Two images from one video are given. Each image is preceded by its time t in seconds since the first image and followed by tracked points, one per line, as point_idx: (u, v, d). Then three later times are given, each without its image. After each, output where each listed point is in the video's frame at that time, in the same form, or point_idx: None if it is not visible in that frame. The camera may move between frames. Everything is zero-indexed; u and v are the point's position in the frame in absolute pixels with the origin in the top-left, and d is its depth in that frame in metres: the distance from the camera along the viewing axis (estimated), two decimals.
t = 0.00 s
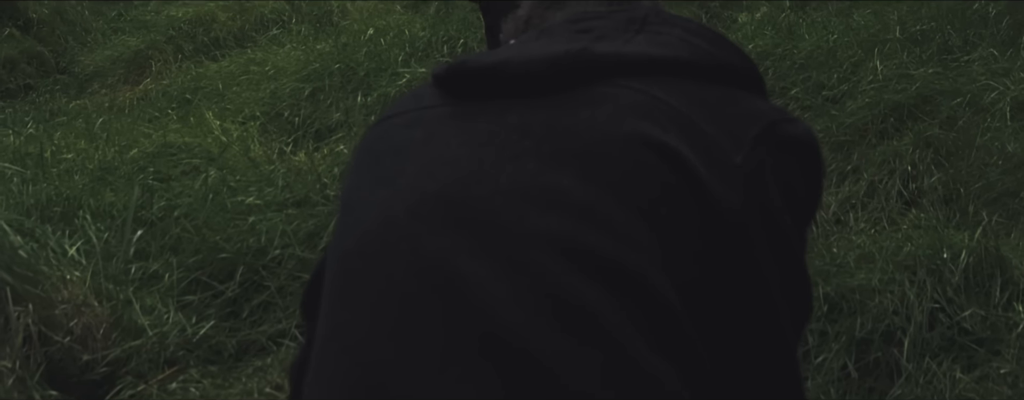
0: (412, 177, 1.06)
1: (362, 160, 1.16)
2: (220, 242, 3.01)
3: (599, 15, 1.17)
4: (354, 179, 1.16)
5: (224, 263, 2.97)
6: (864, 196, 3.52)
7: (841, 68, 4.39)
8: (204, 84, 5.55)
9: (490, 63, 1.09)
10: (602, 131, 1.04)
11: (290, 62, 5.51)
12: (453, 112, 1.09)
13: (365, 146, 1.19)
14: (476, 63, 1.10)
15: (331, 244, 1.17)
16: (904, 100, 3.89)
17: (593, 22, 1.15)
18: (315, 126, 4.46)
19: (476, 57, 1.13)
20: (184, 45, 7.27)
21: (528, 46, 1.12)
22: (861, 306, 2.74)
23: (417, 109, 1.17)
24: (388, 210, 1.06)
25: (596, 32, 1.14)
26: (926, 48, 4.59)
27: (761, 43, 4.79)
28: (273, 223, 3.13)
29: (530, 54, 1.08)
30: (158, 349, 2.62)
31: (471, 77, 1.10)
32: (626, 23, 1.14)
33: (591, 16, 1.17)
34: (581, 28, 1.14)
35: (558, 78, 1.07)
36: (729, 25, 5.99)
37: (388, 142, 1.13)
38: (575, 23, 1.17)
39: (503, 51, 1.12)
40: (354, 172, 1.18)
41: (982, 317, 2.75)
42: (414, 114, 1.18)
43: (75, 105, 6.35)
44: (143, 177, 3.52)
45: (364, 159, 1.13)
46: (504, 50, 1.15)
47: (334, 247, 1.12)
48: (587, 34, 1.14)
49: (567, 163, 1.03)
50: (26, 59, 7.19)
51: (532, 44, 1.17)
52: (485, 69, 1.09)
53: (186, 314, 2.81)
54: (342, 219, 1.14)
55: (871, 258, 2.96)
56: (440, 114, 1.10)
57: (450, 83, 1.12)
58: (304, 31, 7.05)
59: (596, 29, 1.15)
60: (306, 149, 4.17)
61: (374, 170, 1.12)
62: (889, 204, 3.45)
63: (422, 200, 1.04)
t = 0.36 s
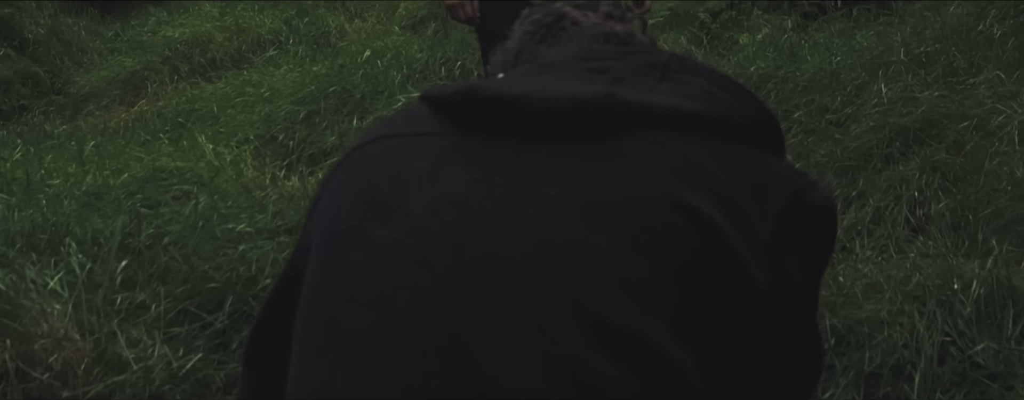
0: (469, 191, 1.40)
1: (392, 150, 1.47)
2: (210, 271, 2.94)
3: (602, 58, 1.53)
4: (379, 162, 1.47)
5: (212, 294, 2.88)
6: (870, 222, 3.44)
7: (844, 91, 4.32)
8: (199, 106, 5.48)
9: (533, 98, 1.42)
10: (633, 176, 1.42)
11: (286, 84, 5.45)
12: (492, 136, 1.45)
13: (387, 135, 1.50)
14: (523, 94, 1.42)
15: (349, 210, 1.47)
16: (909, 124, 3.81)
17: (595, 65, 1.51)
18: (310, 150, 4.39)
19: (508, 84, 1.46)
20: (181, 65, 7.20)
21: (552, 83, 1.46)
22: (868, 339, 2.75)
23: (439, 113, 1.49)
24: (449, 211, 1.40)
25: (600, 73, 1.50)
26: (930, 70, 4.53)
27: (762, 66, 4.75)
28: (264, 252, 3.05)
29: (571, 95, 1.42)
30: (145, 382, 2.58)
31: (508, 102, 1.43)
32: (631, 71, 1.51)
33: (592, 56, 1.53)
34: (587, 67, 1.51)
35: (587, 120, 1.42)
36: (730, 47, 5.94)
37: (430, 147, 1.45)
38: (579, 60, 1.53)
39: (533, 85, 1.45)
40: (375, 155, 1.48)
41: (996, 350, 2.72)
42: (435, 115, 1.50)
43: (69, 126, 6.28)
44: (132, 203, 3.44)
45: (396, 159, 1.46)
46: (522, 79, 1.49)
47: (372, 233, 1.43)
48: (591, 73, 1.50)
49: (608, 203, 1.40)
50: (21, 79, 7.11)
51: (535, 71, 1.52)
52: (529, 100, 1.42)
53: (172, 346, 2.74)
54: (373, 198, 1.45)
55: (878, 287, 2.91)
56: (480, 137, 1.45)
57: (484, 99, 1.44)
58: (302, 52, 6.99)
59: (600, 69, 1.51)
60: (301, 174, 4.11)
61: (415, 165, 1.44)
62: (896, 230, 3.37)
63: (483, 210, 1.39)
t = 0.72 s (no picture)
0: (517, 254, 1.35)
1: (417, 184, 1.37)
2: (200, 301, 2.85)
3: (632, 111, 1.48)
4: (406, 194, 1.37)
5: (201, 325, 2.80)
6: (877, 249, 3.37)
7: (848, 113, 4.26)
8: (194, 128, 5.42)
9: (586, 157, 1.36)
10: (683, 255, 1.41)
11: (282, 106, 5.39)
12: (529, 190, 1.39)
13: (405, 161, 1.39)
14: (576, 150, 1.36)
15: (366, 241, 1.37)
16: (915, 148, 3.74)
17: (626, 118, 1.47)
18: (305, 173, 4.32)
19: (554, 132, 1.38)
20: (178, 86, 7.13)
21: (594, 136, 1.41)
22: (877, 372, 2.69)
23: (464, 147, 1.41)
24: (491, 274, 1.36)
25: (633, 130, 1.46)
26: (935, 93, 4.47)
27: (764, 88, 4.69)
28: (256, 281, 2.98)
29: (628, 159, 1.37)
30: None
31: (560, 157, 1.36)
32: (664, 132, 1.48)
33: (622, 107, 1.48)
34: (620, 121, 1.46)
35: (635, 188, 1.39)
36: (730, 68, 5.89)
37: (464, 192, 1.37)
38: (610, 110, 1.47)
39: (579, 138, 1.39)
40: (394, 184, 1.37)
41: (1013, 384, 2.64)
42: (459, 148, 1.41)
43: (63, 147, 6.21)
44: (121, 229, 3.36)
45: (422, 200, 1.37)
46: (556, 123, 1.41)
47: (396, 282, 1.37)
48: (626, 129, 1.45)
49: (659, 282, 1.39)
50: (17, 99, 7.04)
51: (559, 112, 1.45)
52: (582, 159, 1.36)
53: (160, 379, 2.66)
54: (397, 237, 1.37)
55: (886, 317, 2.88)
56: (516, 187, 1.38)
57: (530, 147, 1.37)
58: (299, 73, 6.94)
59: (632, 124, 1.46)
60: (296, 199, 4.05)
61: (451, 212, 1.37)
62: (903, 257, 3.30)
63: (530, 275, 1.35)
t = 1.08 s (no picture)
0: (547, 331, 1.25)
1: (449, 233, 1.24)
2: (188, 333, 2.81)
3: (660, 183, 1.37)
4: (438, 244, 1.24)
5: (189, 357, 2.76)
6: (884, 277, 3.29)
7: (853, 137, 4.19)
8: (188, 149, 5.35)
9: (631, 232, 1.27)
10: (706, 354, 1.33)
11: (278, 127, 5.32)
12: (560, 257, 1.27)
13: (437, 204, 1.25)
14: (621, 224, 1.26)
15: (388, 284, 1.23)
16: (922, 173, 3.66)
17: (662, 189, 1.35)
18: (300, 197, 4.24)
19: (596, 199, 1.27)
20: (174, 106, 7.06)
21: (632, 208, 1.30)
22: None
23: (494, 197, 1.28)
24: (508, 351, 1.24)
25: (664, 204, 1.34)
26: (941, 116, 4.41)
27: (767, 110, 4.63)
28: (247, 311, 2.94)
29: (668, 244, 1.28)
30: None
31: (602, 229, 1.26)
32: (694, 211, 1.36)
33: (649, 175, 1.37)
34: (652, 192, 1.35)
35: (669, 275, 1.30)
36: (732, 90, 5.83)
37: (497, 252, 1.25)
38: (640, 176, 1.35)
39: (620, 210, 1.28)
40: (425, 227, 1.24)
41: None
42: (489, 198, 1.28)
43: (58, 168, 6.15)
44: (111, 256, 3.28)
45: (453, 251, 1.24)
46: (593, 185, 1.30)
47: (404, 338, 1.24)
48: (656, 201, 1.33)
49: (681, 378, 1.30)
50: (12, 119, 6.91)
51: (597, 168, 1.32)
52: (625, 235, 1.26)
53: None
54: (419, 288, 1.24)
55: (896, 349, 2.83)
56: (546, 250, 1.27)
57: (572, 213, 1.26)
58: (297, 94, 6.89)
59: (662, 197, 1.35)
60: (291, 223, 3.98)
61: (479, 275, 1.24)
62: (910, 286, 3.23)
63: (552, 356, 1.24)
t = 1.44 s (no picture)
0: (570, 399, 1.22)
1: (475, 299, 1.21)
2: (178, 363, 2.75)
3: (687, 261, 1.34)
4: (465, 304, 1.21)
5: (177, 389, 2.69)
6: (892, 304, 3.21)
7: (858, 159, 4.12)
8: (184, 171, 5.27)
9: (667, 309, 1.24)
10: None
11: (275, 148, 5.24)
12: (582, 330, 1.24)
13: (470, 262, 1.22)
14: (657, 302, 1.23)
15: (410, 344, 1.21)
16: (930, 197, 3.59)
17: (696, 269, 1.30)
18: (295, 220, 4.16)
19: (633, 272, 1.24)
20: (171, 126, 6.99)
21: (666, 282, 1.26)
22: None
23: (525, 257, 1.24)
24: None
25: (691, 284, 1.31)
26: (948, 138, 4.33)
27: (770, 133, 4.55)
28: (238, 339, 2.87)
29: (702, 328, 1.25)
30: None
31: (635, 305, 1.23)
32: (722, 298, 1.32)
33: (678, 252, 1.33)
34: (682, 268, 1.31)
35: (695, 360, 1.27)
36: (735, 111, 5.77)
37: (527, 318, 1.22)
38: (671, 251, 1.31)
39: (655, 284, 1.25)
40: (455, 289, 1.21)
41: None
42: (520, 258, 1.24)
43: (53, 190, 6.08)
44: (101, 283, 3.21)
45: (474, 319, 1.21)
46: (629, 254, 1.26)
47: None
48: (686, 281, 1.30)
49: None
50: (6, 139, 6.87)
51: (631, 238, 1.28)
52: (658, 315, 1.23)
53: None
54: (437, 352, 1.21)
55: (907, 381, 2.77)
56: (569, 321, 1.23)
57: (605, 285, 1.23)
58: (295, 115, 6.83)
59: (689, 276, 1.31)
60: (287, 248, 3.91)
61: (503, 341, 1.22)
62: (920, 314, 3.15)
63: None
